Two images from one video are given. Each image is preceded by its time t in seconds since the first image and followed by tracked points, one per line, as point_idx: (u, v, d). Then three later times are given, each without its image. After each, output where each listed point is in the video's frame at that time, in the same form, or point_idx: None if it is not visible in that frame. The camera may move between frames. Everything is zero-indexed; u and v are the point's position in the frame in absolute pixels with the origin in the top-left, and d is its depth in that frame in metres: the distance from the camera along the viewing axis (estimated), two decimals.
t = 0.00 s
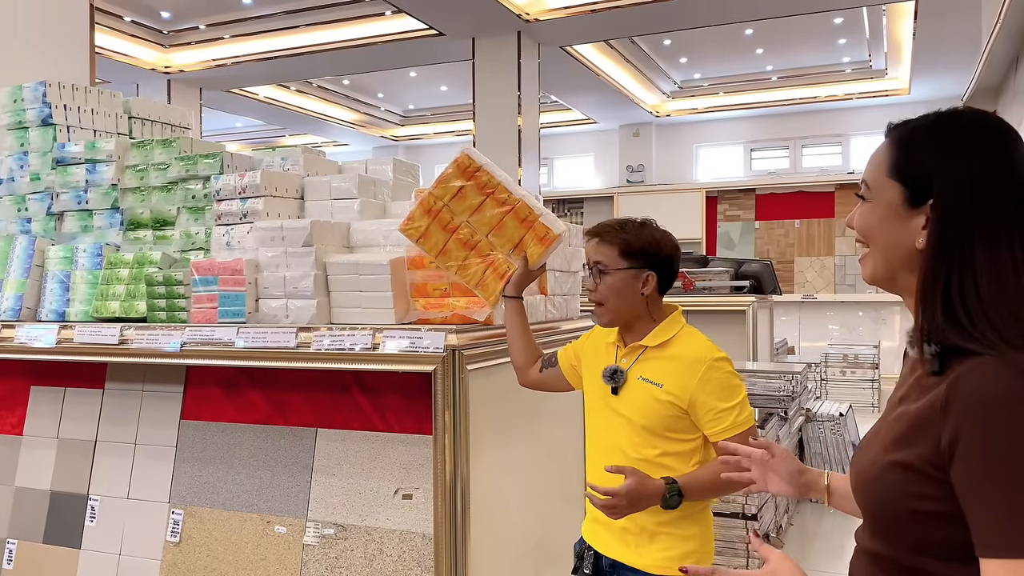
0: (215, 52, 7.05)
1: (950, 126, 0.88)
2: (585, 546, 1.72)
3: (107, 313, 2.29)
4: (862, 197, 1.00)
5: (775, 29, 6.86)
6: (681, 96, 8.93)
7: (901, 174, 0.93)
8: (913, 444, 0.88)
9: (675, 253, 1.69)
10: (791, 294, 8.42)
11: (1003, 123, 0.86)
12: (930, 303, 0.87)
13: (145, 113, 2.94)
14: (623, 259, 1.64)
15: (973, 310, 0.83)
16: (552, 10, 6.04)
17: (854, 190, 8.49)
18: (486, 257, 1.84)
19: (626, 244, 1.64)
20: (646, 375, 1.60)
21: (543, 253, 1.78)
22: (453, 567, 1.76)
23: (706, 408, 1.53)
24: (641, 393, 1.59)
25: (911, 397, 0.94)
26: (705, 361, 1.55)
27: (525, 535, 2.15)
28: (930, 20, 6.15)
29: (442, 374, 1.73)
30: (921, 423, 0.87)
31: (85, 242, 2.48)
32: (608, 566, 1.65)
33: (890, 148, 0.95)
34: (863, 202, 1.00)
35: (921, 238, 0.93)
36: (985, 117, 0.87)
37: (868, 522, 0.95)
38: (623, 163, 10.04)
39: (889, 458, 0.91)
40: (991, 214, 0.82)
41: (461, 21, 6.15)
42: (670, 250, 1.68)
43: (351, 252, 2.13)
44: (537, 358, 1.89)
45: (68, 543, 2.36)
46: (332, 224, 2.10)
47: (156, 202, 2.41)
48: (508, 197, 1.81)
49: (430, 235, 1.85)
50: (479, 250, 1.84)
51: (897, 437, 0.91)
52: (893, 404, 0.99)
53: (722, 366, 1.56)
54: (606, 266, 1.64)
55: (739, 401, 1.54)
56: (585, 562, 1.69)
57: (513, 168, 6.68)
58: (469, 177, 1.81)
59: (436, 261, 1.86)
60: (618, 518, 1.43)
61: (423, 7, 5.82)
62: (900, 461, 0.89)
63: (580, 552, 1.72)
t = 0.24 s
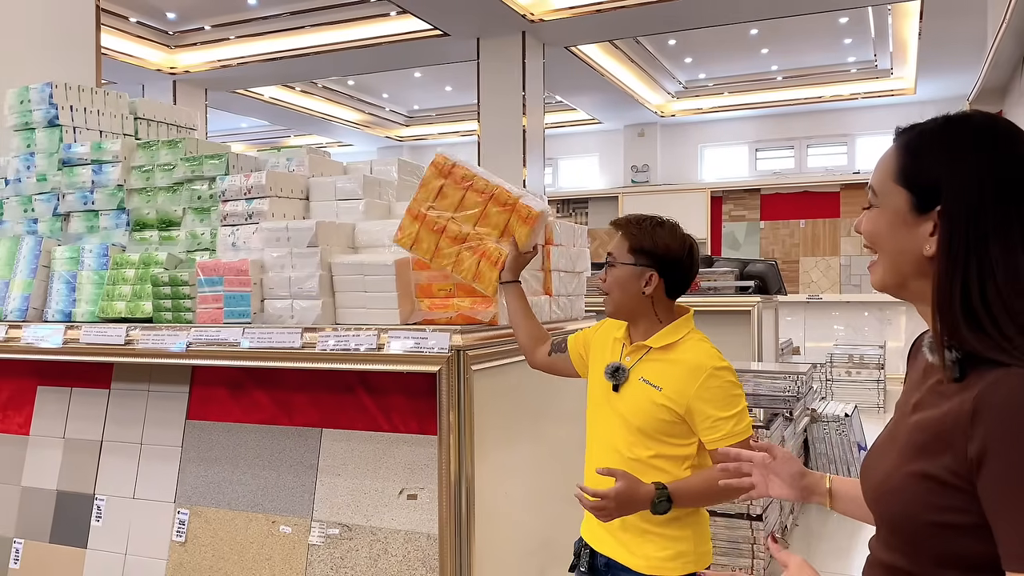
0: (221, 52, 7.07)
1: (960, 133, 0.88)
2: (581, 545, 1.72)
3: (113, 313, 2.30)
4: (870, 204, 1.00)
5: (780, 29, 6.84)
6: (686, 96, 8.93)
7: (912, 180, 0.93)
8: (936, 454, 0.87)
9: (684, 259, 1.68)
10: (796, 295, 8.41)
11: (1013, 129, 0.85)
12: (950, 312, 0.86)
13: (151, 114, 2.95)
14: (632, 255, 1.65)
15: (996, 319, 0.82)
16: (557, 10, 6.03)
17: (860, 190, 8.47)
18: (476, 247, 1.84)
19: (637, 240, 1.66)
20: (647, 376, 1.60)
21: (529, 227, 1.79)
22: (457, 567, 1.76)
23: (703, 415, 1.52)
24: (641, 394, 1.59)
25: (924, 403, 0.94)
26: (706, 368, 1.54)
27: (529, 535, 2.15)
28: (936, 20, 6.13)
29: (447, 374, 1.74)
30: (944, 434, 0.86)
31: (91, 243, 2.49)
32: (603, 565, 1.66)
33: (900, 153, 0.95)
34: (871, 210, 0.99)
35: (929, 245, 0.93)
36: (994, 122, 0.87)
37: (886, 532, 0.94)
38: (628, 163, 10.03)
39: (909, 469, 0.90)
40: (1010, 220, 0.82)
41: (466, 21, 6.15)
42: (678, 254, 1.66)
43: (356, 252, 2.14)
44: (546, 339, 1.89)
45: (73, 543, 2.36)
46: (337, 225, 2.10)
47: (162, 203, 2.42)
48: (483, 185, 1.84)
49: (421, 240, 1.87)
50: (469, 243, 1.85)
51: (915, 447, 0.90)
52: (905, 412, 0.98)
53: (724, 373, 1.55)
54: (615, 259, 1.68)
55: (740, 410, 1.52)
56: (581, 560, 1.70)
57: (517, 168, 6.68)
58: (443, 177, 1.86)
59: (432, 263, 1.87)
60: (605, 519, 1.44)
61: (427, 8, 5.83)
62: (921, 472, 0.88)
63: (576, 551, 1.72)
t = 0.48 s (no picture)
0: (225, 53, 7.08)
1: (970, 133, 0.88)
2: (585, 544, 1.71)
3: (117, 313, 2.31)
4: (880, 203, 1.00)
5: (784, 28, 6.83)
6: (690, 96, 8.91)
7: (921, 180, 0.92)
8: (941, 456, 0.87)
9: (695, 263, 1.67)
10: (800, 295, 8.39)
11: None
12: (959, 313, 0.85)
13: (155, 115, 2.96)
14: (642, 258, 1.65)
15: (1007, 322, 0.82)
16: (561, 10, 6.03)
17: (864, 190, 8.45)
18: (469, 273, 1.84)
19: (648, 243, 1.65)
20: (653, 379, 1.60)
21: (504, 223, 1.81)
22: (461, 567, 1.76)
23: (708, 420, 1.51)
24: (647, 397, 1.59)
25: (927, 403, 0.93)
26: (713, 374, 1.54)
27: (533, 536, 2.15)
28: (940, 20, 6.11)
29: (450, 374, 1.74)
30: (950, 435, 0.86)
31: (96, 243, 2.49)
32: (606, 565, 1.65)
33: (910, 152, 0.94)
34: (881, 209, 1.00)
35: (935, 245, 0.94)
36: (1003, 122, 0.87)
37: (890, 531, 0.94)
38: (632, 163, 10.02)
39: (914, 469, 0.90)
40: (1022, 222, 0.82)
41: (470, 21, 6.15)
42: (690, 258, 1.66)
43: (359, 252, 2.14)
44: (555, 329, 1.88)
45: (78, 543, 2.37)
46: (341, 225, 2.10)
47: (166, 203, 2.43)
48: (444, 216, 1.86)
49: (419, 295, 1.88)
50: (460, 273, 1.85)
51: (920, 448, 0.90)
52: (908, 411, 0.98)
53: (731, 380, 1.55)
54: (625, 261, 1.67)
55: (745, 417, 1.52)
56: (584, 559, 1.69)
57: (521, 168, 6.68)
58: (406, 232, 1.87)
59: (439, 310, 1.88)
60: (603, 521, 1.42)
61: (431, 8, 5.83)
62: (927, 473, 0.88)
63: (580, 550, 1.72)
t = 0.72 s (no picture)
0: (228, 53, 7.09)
1: (962, 134, 0.88)
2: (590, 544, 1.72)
3: (121, 313, 2.31)
4: (879, 203, 1.02)
5: (787, 28, 6.82)
6: (692, 95, 8.91)
7: (916, 179, 0.94)
8: (938, 454, 0.87)
9: (695, 263, 1.67)
10: (803, 295, 8.38)
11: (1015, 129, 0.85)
12: (952, 313, 0.86)
13: (158, 115, 2.96)
14: (640, 258, 1.65)
15: (997, 323, 0.82)
16: (564, 10, 6.03)
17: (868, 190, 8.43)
18: (478, 258, 1.89)
19: (646, 243, 1.65)
20: (652, 379, 1.60)
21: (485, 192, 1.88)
22: (464, 567, 1.76)
23: (704, 421, 1.51)
24: (646, 397, 1.60)
25: (928, 402, 0.94)
26: (710, 375, 1.54)
27: (536, 536, 2.15)
28: (944, 19, 6.09)
29: (453, 374, 1.74)
30: (945, 433, 0.87)
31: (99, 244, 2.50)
32: (613, 565, 1.67)
33: (909, 153, 0.95)
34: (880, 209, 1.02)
35: (929, 246, 0.96)
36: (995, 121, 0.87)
37: (892, 529, 0.95)
38: (634, 163, 10.01)
39: (912, 467, 0.90)
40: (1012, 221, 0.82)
41: (473, 22, 6.16)
42: (689, 258, 1.66)
43: (362, 252, 2.14)
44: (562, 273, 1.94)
45: (81, 543, 2.37)
46: (344, 225, 2.11)
47: (169, 203, 2.43)
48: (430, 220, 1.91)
49: (442, 299, 1.89)
50: (469, 261, 1.89)
51: (918, 446, 0.90)
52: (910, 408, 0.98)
53: (730, 381, 1.54)
54: (623, 260, 1.67)
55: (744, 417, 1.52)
56: (590, 560, 1.70)
57: (524, 168, 6.68)
58: (399, 251, 1.91)
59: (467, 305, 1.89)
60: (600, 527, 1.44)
61: (433, 8, 5.83)
62: (923, 471, 0.89)
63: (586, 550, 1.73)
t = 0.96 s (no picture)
0: (230, 54, 7.10)
1: (942, 145, 0.91)
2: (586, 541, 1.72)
3: (124, 314, 2.31)
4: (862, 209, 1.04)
5: (790, 28, 6.81)
6: (695, 95, 8.91)
7: (898, 191, 0.96)
8: (924, 447, 0.90)
9: (684, 263, 1.67)
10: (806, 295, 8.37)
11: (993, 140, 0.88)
12: (936, 313, 0.89)
13: (161, 115, 2.97)
14: (628, 259, 1.64)
15: (979, 323, 0.86)
16: (566, 10, 6.03)
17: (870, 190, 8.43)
18: (482, 240, 1.92)
19: (633, 243, 1.64)
20: (638, 376, 1.61)
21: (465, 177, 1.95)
22: (466, 567, 1.76)
23: (689, 416, 1.53)
24: (632, 394, 1.60)
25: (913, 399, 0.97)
26: (694, 369, 1.55)
27: (538, 535, 2.16)
28: (947, 19, 6.09)
29: (455, 375, 1.74)
30: (931, 428, 0.90)
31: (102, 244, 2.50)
32: (609, 562, 1.66)
33: (891, 162, 0.98)
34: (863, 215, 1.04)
35: (912, 252, 0.98)
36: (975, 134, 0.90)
37: (880, 521, 0.98)
38: (637, 163, 10.00)
39: (900, 461, 0.93)
40: (993, 226, 0.85)
41: (475, 22, 6.16)
42: (678, 259, 1.65)
43: (365, 252, 2.15)
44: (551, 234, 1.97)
45: (84, 543, 2.38)
46: (346, 225, 2.12)
47: (172, 204, 2.43)
48: (424, 231, 1.92)
49: (465, 294, 1.88)
50: (476, 247, 1.91)
51: (905, 441, 0.93)
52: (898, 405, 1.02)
53: (711, 375, 1.56)
54: (610, 260, 1.66)
55: (727, 410, 1.53)
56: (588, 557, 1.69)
57: (526, 168, 6.67)
58: (405, 271, 1.91)
59: (491, 286, 1.90)
60: (589, 525, 1.46)
61: (436, 8, 5.84)
62: (911, 464, 0.92)
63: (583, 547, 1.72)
